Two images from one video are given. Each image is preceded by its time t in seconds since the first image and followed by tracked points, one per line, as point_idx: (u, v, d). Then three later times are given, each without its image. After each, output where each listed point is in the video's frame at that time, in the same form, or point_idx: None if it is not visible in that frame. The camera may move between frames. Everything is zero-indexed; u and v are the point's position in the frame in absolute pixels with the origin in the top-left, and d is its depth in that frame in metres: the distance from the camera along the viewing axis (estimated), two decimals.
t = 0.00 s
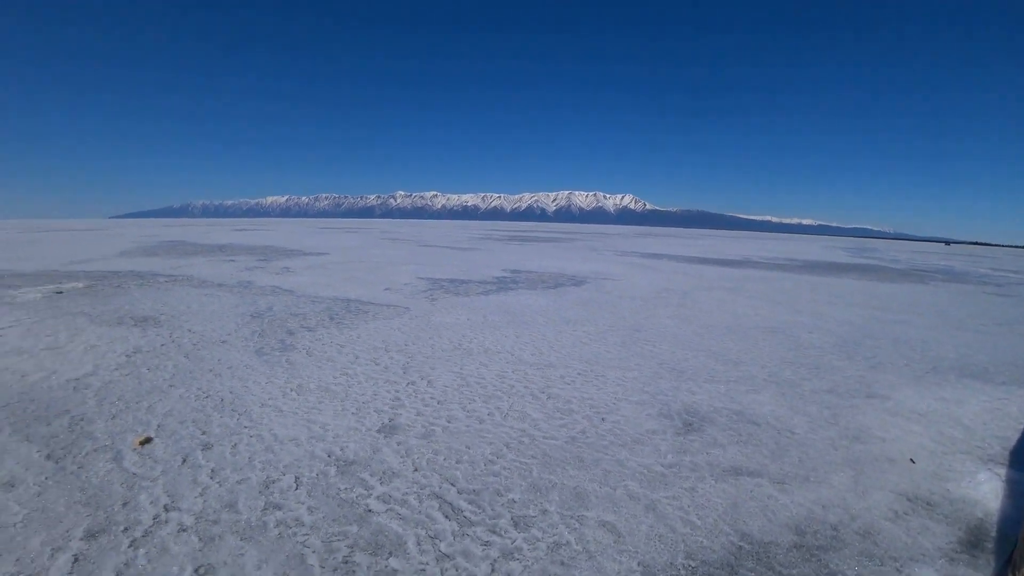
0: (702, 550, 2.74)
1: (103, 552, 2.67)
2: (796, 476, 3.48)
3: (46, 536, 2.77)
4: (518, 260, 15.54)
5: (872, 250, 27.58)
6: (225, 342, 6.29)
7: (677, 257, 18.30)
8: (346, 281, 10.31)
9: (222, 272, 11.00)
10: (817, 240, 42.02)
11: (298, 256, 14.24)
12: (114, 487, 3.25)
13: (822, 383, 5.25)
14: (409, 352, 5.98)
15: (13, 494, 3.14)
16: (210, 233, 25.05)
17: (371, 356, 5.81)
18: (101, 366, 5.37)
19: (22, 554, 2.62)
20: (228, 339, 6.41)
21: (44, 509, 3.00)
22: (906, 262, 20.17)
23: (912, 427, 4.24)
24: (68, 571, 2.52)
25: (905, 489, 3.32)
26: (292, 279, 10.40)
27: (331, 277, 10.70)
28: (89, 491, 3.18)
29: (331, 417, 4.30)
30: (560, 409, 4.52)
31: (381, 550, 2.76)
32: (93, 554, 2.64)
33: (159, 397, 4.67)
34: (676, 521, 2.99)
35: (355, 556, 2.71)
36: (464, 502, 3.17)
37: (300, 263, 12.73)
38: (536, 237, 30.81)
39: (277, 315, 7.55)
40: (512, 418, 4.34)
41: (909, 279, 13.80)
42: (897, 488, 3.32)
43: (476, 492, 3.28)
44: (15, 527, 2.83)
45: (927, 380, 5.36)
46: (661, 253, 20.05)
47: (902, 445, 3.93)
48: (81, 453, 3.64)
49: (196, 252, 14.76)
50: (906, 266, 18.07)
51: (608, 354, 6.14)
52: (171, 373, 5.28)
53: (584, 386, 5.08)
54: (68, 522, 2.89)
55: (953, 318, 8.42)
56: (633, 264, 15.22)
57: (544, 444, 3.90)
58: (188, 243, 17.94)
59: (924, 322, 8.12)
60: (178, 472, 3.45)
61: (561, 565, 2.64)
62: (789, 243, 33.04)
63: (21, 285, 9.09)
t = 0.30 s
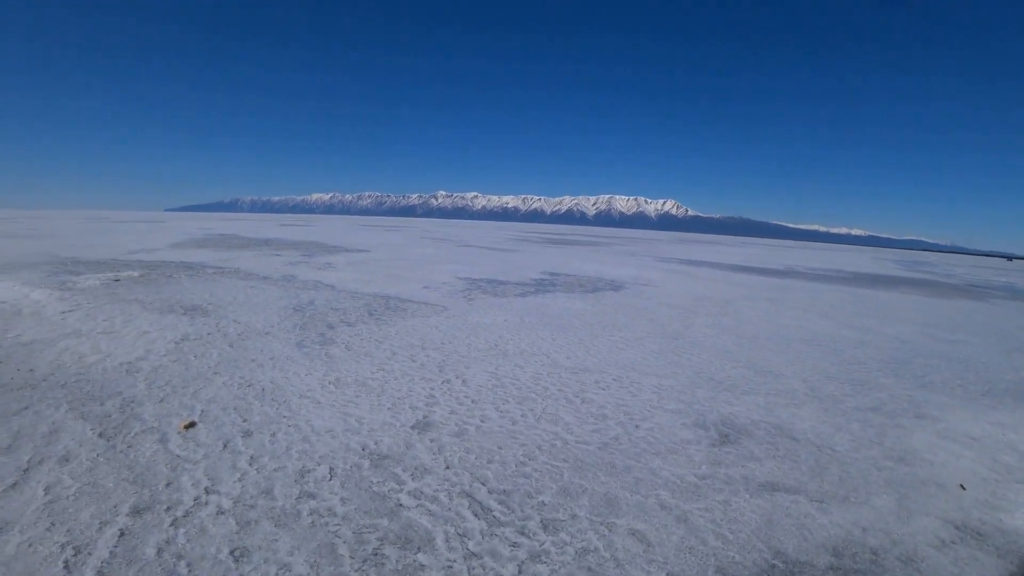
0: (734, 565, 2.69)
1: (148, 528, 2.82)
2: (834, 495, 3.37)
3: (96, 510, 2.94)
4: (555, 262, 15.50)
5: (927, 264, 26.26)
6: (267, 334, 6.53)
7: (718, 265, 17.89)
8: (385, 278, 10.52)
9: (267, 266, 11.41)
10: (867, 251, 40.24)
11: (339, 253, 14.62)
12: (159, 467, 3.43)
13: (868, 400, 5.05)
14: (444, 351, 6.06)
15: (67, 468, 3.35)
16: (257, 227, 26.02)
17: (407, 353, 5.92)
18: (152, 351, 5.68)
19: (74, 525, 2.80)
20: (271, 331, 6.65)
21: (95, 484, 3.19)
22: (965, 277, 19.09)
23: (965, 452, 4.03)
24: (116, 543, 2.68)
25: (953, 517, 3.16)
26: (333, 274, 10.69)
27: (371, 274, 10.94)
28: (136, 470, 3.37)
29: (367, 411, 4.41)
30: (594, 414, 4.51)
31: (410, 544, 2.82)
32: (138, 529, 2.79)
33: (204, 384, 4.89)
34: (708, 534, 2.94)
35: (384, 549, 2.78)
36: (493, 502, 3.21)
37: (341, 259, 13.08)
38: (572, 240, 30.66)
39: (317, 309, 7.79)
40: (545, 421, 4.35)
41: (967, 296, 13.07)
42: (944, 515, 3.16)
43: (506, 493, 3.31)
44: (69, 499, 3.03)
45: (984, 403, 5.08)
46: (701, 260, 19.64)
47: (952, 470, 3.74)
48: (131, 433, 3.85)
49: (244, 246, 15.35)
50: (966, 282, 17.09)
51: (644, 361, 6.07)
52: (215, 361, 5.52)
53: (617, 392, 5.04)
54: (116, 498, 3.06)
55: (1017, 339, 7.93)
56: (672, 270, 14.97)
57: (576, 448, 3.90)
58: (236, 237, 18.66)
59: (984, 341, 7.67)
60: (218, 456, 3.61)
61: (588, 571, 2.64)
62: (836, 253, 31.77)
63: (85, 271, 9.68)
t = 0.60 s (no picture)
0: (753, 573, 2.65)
1: (171, 522, 2.89)
2: (857, 504, 3.30)
3: (121, 503, 3.02)
4: (573, 264, 15.47)
5: (957, 268, 25.50)
6: (288, 334, 6.64)
7: (738, 268, 17.65)
8: (403, 280, 10.62)
9: (288, 267, 11.60)
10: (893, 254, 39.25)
11: (359, 254, 14.78)
12: (182, 463, 3.51)
13: (893, 407, 4.93)
14: (462, 353, 6.09)
15: (94, 462, 3.45)
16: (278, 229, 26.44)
17: (425, 354, 5.96)
18: (177, 350, 5.82)
19: (99, 518, 2.88)
20: (291, 331, 6.76)
21: (120, 479, 3.28)
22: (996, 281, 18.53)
23: (995, 462, 3.91)
24: (140, 536, 2.76)
25: (982, 529, 3.07)
26: (353, 275, 10.82)
27: (390, 276, 11.05)
28: (160, 466, 3.45)
29: (385, 411, 4.46)
30: (611, 418, 4.48)
31: (426, 544, 2.84)
32: (161, 524, 2.86)
33: (225, 382, 4.99)
34: (726, 541, 2.90)
35: (401, 548, 2.81)
36: (510, 504, 3.21)
37: (361, 261, 13.23)
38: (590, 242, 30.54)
39: (337, 310, 7.89)
40: (563, 423, 4.34)
41: (999, 301, 12.68)
42: (972, 527, 3.08)
43: (522, 495, 3.31)
44: (96, 493, 3.12)
45: (1015, 411, 4.92)
46: (720, 263, 19.40)
47: (982, 480, 3.64)
48: (155, 429, 3.95)
49: (266, 247, 15.63)
50: (998, 287, 16.58)
51: (663, 364, 6.02)
52: (237, 360, 5.63)
53: (635, 396, 5.01)
54: (141, 492, 3.14)
55: None
56: (691, 273, 14.82)
57: (593, 451, 3.89)
58: (258, 238, 18.99)
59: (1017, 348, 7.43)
60: (239, 454, 3.69)
61: (605, 575, 2.63)
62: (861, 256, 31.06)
63: (113, 271, 9.95)
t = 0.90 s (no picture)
0: None
1: (188, 522, 2.94)
2: (876, 506, 3.25)
3: (140, 503, 3.08)
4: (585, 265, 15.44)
5: (978, 265, 24.98)
6: (303, 336, 6.71)
7: (753, 267, 17.46)
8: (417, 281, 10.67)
9: (303, 270, 11.72)
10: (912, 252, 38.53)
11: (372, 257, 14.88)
12: (200, 464, 3.57)
13: (913, 408, 4.84)
14: (475, 354, 6.10)
15: (114, 462, 3.52)
16: (292, 232, 26.71)
17: (439, 356, 5.99)
18: (194, 352, 5.91)
19: (119, 517, 2.94)
20: (306, 333, 6.83)
21: (140, 479, 3.34)
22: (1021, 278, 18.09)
23: (1020, 463, 3.82)
24: (159, 536, 2.81)
25: (1006, 531, 3.00)
26: (367, 278, 10.90)
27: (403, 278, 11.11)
28: (178, 466, 3.51)
29: (400, 412, 4.49)
30: (625, 419, 4.46)
31: (441, 545, 2.86)
32: (179, 523, 2.91)
33: (242, 384, 5.06)
34: (742, 543, 2.87)
35: (415, 549, 2.82)
36: (524, 505, 3.22)
37: (374, 263, 13.32)
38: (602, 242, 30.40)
39: (351, 312, 7.95)
40: (576, 425, 4.33)
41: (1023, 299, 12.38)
42: (996, 530, 3.01)
43: (536, 497, 3.31)
44: (116, 493, 3.18)
45: None
46: (735, 262, 19.22)
47: (1006, 482, 3.56)
48: (174, 431, 4.02)
49: (281, 250, 15.80)
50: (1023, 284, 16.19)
51: (677, 365, 5.98)
52: (253, 362, 5.71)
53: (649, 397, 4.98)
54: (160, 492, 3.20)
55: None
56: (705, 273, 14.69)
57: (606, 453, 3.87)
58: (273, 241, 19.21)
59: None
60: (255, 455, 3.74)
61: None
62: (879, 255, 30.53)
63: (132, 275, 10.13)
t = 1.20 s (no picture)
0: None
1: (199, 522, 2.97)
2: (888, 506, 3.22)
3: (151, 503, 3.12)
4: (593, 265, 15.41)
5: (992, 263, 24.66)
6: (312, 337, 6.75)
7: (762, 266, 17.35)
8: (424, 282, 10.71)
9: (312, 271, 11.81)
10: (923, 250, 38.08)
11: (380, 258, 14.95)
12: (210, 464, 3.60)
13: (925, 408, 4.80)
14: (483, 354, 6.12)
15: (127, 463, 3.56)
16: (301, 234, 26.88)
17: (447, 356, 6.00)
18: (205, 353, 5.96)
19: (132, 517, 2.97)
20: (315, 335, 6.87)
21: (152, 479, 3.38)
22: None
23: None
24: (171, 535, 2.84)
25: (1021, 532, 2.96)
26: (375, 279, 10.95)
27: (411, 279, 11.15)
28: (189, 467, 3.55)
29: (409, 413, 4.51)
30: (633, 419, 4.45)
31: (449, 545, 2.87)
32: (191, 523, 2.94)
33: (252, 385, 5.10)
34: (752, 544, 2.86)
35: (424, 549, 2.84)
36: (532, 506, 3.22)
37: (382, 264, 13.38)
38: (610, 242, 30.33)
39: (360, 313, 7.99)
40: (585, 425, 4.33)
41: None
42: (1011, 531, 2.98)
43: (544, 497, 3.32)
44: (128, 492, 3.22)
45: None
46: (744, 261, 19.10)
47: (1021, 482, 3.51)
48: (185, 431, 4.06)
49: (290, 252, 15.91)
50: None
51: (686, 365, 5.96)
52: (263, 363, 5.75)
53: (658, 397, 4.96)
54: (172, 492, 3.24)
55: None
56: (714, 272, 14.61)
57: (615, 452, 3.87)
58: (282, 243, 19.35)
59: None
60: (265, 455, 3.77)
61: None
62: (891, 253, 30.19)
63: (144, 278, 10.25)
